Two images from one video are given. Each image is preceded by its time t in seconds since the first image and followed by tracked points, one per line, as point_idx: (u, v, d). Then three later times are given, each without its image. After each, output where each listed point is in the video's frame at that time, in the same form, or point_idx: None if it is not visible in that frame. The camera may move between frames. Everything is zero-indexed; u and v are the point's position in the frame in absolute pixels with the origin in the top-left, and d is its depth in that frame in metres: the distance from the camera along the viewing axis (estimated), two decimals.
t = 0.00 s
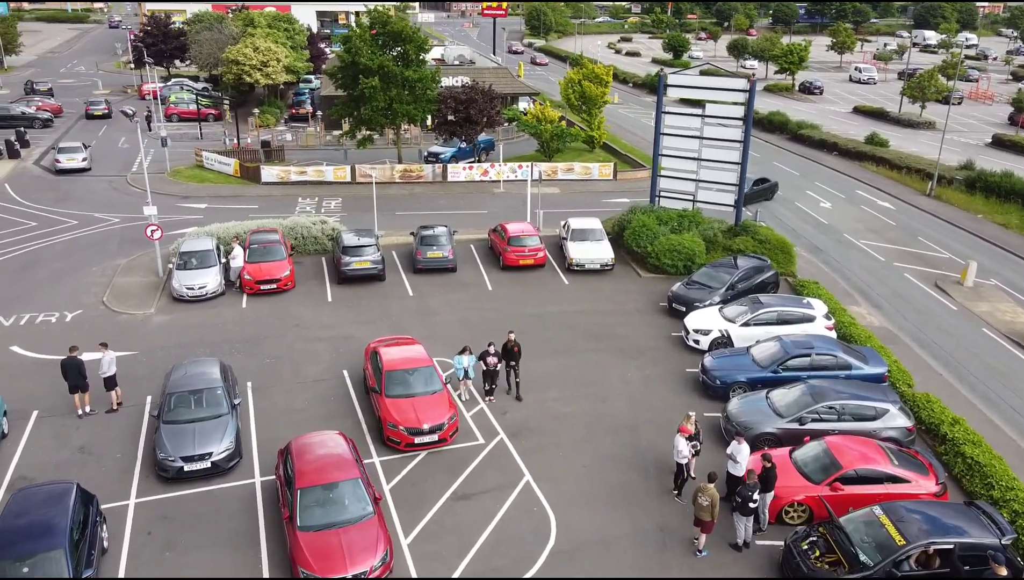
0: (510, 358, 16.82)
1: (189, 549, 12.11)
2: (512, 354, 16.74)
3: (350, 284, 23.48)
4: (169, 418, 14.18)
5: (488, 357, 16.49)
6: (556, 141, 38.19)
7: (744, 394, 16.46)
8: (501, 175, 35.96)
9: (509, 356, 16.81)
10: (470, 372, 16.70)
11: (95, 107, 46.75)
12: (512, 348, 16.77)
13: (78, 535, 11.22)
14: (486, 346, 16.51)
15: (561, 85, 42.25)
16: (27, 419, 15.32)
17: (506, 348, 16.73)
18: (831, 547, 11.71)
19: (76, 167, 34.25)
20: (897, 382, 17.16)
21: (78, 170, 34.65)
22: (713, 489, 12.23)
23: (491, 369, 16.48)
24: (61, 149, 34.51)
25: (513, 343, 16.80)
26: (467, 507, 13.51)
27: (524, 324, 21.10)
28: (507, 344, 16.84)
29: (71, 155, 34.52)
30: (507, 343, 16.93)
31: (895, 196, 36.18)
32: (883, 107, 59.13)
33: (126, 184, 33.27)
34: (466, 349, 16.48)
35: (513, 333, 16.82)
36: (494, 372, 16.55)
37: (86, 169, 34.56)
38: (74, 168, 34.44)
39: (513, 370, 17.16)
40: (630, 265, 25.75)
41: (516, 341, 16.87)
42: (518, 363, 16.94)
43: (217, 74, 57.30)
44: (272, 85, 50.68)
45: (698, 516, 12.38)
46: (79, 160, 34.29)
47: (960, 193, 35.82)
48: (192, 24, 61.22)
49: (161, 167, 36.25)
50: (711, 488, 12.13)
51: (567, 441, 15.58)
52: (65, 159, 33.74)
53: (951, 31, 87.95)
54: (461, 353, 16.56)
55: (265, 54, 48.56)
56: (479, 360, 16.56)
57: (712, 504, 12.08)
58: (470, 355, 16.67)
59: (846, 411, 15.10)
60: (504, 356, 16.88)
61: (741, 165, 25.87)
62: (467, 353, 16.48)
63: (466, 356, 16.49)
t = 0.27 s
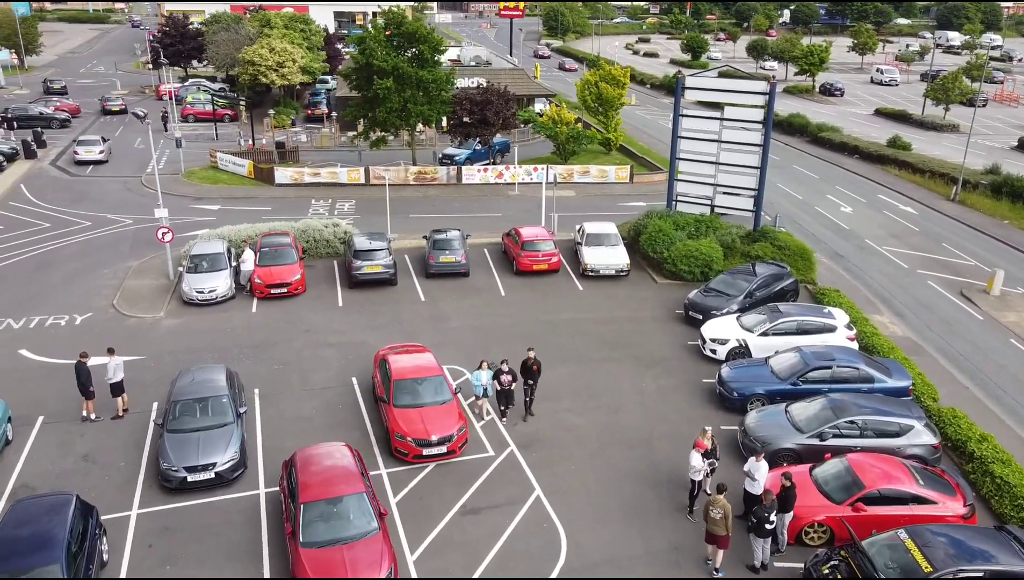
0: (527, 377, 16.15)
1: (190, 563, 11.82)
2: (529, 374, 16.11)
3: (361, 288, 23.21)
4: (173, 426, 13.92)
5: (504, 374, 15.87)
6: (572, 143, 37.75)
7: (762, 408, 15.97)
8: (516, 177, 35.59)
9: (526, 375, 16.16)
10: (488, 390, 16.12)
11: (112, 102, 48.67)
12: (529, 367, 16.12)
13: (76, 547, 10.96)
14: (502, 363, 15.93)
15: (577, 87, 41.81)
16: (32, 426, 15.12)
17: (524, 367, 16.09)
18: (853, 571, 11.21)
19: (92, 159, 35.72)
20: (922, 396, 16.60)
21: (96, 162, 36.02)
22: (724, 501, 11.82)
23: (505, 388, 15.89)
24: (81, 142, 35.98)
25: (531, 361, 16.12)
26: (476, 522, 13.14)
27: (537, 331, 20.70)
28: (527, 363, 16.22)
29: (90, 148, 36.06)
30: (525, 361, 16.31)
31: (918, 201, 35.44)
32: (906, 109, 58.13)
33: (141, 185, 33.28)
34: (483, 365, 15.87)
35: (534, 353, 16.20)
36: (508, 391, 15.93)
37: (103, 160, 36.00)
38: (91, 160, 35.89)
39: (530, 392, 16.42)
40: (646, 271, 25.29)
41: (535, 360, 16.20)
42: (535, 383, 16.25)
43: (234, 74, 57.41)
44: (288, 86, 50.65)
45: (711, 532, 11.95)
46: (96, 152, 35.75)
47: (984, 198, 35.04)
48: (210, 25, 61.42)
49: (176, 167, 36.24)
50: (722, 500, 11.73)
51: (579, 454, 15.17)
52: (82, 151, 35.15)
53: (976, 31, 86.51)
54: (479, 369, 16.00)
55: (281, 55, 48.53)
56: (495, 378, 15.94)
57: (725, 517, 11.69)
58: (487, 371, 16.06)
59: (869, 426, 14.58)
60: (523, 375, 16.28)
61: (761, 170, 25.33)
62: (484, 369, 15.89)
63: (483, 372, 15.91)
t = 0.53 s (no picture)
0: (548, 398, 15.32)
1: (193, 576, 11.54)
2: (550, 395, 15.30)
3: (375, 293, 22.93)
4: (180, 435, 13.69)
5: (523, 396, 14.98)
6: (590, 146, 37.30)
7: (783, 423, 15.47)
8: (533, 180, 35.21)
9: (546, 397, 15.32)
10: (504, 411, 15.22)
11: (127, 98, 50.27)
12: (549, 389, 15.26)
13: (76, 560, 10.73)
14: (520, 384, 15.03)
15: (596, 89, 41.36)
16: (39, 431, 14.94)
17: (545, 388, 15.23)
18: None
19: (115, 151, 37.36)
20: (950, 412, 16.00)
21: (118, 154, 37.77)
22: (742, 518, 11.37)
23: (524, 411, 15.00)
24: (104, 134, 37.69)
25: (552, 383, 15.27)
26: (486, 538, 12.77)
27: (553, 339, 20.28)
28: (546, 384, 15.34)
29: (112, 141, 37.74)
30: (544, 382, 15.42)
31: (944, 206, 34.61)
32: (933, 112, 57.02)
33: (157, 186, 33.32)
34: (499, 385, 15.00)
35: (553, 374, 15.32)
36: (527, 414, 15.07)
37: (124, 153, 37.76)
38: (114, 152, 37.59)
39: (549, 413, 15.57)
40: (664, 277, 24.79)
41: (555, 381, 15.33)
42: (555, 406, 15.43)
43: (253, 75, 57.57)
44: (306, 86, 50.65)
45: (728, 551, 11.49)
46: (119, 145, 37.50)
47: (1014, 204, 34.14)
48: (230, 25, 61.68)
49: (193, 168, 36.27)
50: (740, 516, 11.29)
51: (593, 468, 14.75)
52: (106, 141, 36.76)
53: (1004, 33, 84.88)
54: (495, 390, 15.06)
55: (299, 56, 48.54)
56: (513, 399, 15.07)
57: (743, 535, 11.25)
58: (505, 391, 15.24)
59: (896, 444, 14.02)
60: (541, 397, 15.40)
61: (783, 175, 24.75)
62: (502, 390, 15.06)
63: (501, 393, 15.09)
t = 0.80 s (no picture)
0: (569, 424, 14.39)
1: None
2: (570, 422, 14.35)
3: (389, 298, 22.62)
4: (186, 445, 13.42)
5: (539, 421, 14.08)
6: (610, 148, 36.78)
7: (806, 439, 14.93)
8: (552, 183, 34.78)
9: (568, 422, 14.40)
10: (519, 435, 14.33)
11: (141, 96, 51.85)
12: (571, 415, 14.32)
13: (75, 575, 10.45)
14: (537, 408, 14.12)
15: (616, 90, 40.82)
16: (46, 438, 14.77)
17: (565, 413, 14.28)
18: None
19: (139, 143, 39.32)
20: (982, 430, 15.36)
21: (142, 146, 39.69)
22: (769, 545, 10.94)
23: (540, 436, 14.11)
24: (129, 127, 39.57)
25: (574, 408, 14.30)
26: (496, 556, 12.36)
27: (569, 347, 19.85)
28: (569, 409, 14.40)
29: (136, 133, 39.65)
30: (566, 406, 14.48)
31: (974, 212, 33.70)
32: (962, 115, 55.76)
33: (175, 186, 33.33)
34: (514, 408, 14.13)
35: (576, 399, 14.34)
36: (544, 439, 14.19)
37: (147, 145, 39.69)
38: (138, 144, 39.50)
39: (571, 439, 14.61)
40: (684, 284, 24.25)
41: (578, 406, 14.36)
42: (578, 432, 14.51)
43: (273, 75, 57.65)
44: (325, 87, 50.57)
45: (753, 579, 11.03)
46: (143, 137, 39.47)
47: None
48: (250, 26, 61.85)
49: (211, 169, 36.25)
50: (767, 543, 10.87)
51: (607, 484, 14.29)
52: (130, 133, 38.64)
53: None
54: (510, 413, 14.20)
55: (319, 57, 48.48)
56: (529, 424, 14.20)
57: (770, 562, 10.84)
58: (520, 415, 14.15)
59: (925, 465, 13.43)
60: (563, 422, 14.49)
61: (808, 179, 24.12)
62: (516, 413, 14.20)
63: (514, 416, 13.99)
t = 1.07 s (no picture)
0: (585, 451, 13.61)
1: None
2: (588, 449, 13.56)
3: (402, 302, 22.31)
4: (190, 456, 13.15)
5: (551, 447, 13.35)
6: (629, 151, 36.26)
7: (828, 456, 14.42)
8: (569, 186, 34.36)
9: (584, 449, 13.59)
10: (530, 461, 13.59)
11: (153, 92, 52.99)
12: (588, 441, 13.52)
13: None
14: (551, 433, 13.38)
15: (635, 92, 40.30)
16: (52, 445, 14.58)
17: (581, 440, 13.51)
18: None
19: (162, 136, 41.23)
20: (1013, 448, 14.74)
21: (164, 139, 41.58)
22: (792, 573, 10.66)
23: (554, 462, 13.36)
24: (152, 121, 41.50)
25: (591, 435, 13.50)
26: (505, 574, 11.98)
27: (584, 356, 19.42)
28: (585, 435, 13.60)
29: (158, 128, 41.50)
30: (584, 432, 13.71)
31: (1003, 218, 32.80)
32: (990, 118, 54.58)
33: (191, 187, 33.30)
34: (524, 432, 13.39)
35: (594, 424, 13.53)
36: (557, 465, 13.43)
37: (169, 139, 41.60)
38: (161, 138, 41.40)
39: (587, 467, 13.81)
40: (702, 291, 23.71)
41: (595, 432, 13.56)
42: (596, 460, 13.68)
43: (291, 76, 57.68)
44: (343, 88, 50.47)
45: None
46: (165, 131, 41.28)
47: None
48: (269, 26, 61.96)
49: (228, 170, 36.20)
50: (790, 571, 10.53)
51: (622, 501, 13.85)
52: (155, 128, 40.60)
53: None
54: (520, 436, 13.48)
55: (336, 57, 48.39)
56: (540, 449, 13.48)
57: None
58: (531, 438, 13.48)
59: (953, 486, 12.88)
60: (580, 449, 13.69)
61: (831, 186, 23.49)
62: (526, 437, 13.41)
63: (525, 440, 13.34)
